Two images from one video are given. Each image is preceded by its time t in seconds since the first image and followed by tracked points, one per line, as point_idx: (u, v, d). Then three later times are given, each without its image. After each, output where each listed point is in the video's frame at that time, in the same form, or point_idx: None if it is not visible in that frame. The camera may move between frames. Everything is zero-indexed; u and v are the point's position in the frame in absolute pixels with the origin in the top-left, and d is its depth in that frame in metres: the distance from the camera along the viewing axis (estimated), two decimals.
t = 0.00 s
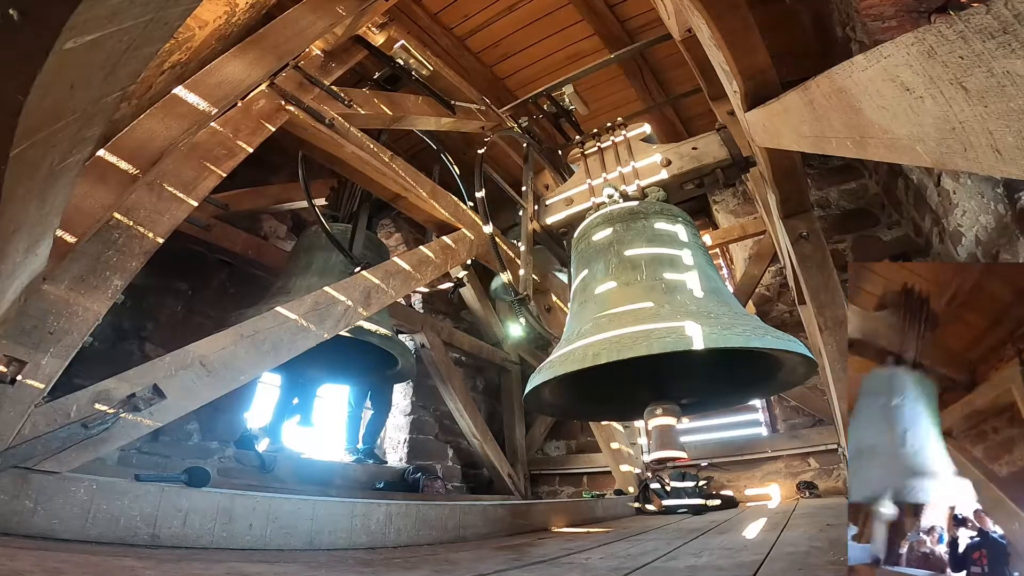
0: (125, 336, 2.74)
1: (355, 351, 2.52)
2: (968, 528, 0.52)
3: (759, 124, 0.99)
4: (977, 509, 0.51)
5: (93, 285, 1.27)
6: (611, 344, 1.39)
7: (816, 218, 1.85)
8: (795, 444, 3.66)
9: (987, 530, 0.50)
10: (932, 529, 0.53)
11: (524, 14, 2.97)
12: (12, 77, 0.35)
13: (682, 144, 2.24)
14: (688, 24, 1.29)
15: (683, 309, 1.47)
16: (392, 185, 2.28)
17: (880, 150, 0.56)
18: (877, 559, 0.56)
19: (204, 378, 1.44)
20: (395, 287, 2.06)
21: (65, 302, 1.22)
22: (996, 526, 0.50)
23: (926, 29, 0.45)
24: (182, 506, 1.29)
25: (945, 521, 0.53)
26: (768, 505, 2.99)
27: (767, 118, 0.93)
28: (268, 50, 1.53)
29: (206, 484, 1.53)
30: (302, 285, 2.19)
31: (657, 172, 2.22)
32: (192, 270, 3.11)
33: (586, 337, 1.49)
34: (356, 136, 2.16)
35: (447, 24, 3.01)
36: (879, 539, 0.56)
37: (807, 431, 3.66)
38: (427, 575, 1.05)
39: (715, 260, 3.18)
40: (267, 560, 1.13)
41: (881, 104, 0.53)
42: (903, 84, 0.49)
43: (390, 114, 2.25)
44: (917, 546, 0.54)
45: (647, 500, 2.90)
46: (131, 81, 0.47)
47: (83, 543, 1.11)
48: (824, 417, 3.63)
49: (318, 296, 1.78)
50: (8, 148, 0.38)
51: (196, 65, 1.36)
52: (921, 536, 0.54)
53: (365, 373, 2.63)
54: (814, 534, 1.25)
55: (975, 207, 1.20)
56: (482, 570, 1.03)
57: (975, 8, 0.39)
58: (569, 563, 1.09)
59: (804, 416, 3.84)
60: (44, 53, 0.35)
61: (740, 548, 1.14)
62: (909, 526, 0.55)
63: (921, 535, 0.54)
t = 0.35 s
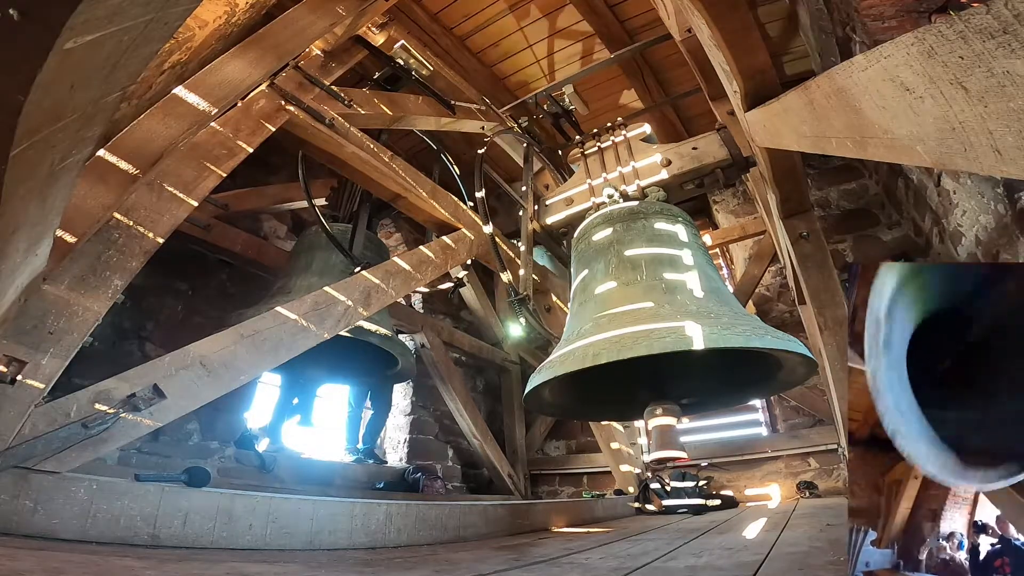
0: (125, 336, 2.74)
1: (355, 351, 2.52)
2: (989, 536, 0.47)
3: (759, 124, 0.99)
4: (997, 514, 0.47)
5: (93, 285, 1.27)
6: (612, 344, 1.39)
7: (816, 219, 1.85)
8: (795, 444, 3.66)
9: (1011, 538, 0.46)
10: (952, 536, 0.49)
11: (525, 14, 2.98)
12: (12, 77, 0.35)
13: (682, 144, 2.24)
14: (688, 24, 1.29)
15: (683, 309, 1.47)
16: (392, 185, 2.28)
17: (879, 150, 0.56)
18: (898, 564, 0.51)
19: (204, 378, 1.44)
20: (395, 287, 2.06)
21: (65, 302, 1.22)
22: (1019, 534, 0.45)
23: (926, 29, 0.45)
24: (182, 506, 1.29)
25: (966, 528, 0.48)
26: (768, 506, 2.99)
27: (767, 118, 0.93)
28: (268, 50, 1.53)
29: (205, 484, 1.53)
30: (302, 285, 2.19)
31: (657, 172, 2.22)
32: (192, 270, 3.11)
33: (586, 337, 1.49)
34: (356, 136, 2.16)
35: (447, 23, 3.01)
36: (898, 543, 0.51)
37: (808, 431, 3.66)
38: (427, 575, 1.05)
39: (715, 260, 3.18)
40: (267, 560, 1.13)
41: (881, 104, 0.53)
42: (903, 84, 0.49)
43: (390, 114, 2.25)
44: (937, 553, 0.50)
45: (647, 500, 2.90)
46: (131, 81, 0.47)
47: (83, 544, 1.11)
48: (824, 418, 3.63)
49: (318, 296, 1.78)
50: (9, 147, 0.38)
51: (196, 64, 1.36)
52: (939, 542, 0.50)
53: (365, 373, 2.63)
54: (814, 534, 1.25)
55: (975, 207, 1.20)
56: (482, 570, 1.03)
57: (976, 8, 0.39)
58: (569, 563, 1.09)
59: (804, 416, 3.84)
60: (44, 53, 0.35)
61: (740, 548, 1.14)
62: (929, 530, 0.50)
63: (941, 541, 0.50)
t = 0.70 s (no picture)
0: (126, 336, 2.74)
1: (355, 351, 2.52)
2: (995, 538, 0.46)
3: (759, 124, 0.99)
4: (1002, 518, 0.45)
5: (93, 285, 1.27)
6: (612, 344, 1.39)
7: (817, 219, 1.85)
8: (795, 444, 3.66)
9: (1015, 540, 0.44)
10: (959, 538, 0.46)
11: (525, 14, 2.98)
12: (11, 77, 0.35)
13: (682, 144, 2.24)
14: (688, 24, 1.29)
15: (683, 309, 1.47)
16: (392, 185, 2.28)
17: (879, 150, 0.56)
18: (905, 567, 0.47)
19: (204, 378, 1.44)
20: (395, 287, 2.06)
21: (65, 302, 1.22)
22: None
23: (926, 29, 0.45)
24: (182, 506, 1.29)
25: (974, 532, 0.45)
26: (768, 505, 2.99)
27: (767, 118, 0.93)
28: (268, 50, 1.53)
29: (205, 484, 1.53)
30: (301, 285, 2.19)
31: (657, 172, 2.23)
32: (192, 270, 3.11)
33: (586, 337, 1.49)
34: (356, 136, 2.16)
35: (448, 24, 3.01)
36: (904, 546, 0.48)
37: (808, 431, 3.66)
38: (427, 575, 1.05)
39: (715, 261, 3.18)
40: (267, 560, 1.13)
41: (881, 103, 0.54)
42: (903, 84, 0.49)
43: (390, 114, 2.25)
44: (944, 555, 0.46)
45: (647, 499, 2.90)
46: (132, 82, 0.47)
47: (83, 544, 1.11)
48: (824, 418, 3.63)
49: (318, 296, 1.78)
50: (9, 147, 0.38)
51: (197, 64, 1.36)
52: (946, 545, 0.46)
53: (365, 373, 2.63)
54: (814, 534, 1.25)
55: (975, 207, 1.20)
56: (482, 570, 1.03)
57: (976, 8, 0.39)
58: (569, 563, 1.09)
59: (804, 416, 3.84)
60: (44, 53, 0.35)
61: (740, 548, 1.14)
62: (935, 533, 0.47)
63: (947, 543, 0.46)
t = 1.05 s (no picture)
0: (125, 336, 2.74)
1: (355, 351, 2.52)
2: (992, 523, 0.48)
3: (760, 124, 0.99)
4: (1000, 503, 0.48)
5: (93, 285, 1.27)
6: (612, 344, 1.39)
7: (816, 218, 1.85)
8: (795, 444, 3.66)
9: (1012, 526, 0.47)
10: (955, 523, 0.50)
11: (525, 14, 2.98)
12: (11, 77, 0.35)
13: (682, 145, 2.24)
14: (688, 24, 1.29)
15: (683, 309, 1.47)
16: (392, 185, 2.28)
17: (879, 150, 0.56)
18: (905, 551, 0.53)
19: (205, 378, 1.44)
20: (395, 287, 2.06)
21: (65, 302, 1.21)
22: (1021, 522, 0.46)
23: (926, 29, 0.45)
24: (182, 506, 1.29)
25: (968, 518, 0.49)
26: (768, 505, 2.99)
27: (767, 118, 0.93)
28: (268, 50, 1.53)
29: (206, 484, 1.53)
30: (302, 285, 2.19)
31: (657, 172, 2.22)
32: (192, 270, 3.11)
33: (586, 337, 1.49)
34: (356, 136, 2.16)
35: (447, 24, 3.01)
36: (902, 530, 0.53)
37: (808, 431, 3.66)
38: (427, 575, 1.05)
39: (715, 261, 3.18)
40: (267, 560, 1.13)
41: (881, 104, 0.54)
42: (903, 85, 0.49)
43: (390, 114, 2.25)
44: (942, 539, 0.51)
45: (647, 500, 2.90)
46: (131, 82, 0.47)
47: (83, 544, 1.11)
48: (824, 418, 3.63)
49: (318, 296, 1.78)
50: (9, 147, 0.38)
51: (197, 64, 1.36)
52: (944, 529, 0.51)
53: (365, 373, 2.63)
54: (814, 534, 1.25)
55: (975, 207, 1.20)
56: (482, 571, 1.03)
57: (975, 9, 0.39)
58: (569, 563, 1.09)
59: (804, 416, 3.84)
60: (45, 54, 0.35)
61: (740, 547, 1.14)
62: (933, 519, 0.52)
63: (945, 528, 0.51)
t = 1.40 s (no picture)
0: (125, 336, 2.74)
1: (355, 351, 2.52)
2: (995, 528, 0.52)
3: (760, 124, 0.99)
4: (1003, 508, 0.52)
5: (93, 285, 1.27)
6: (612, 344, 1.39)
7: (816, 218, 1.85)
8: (795, 444, 3.66)
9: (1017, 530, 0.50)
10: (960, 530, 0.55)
11: (525, 14, 2.98)
12: (11, 78, 0.35)
13: (682, 145, 2.24)
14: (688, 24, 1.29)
15: (684, 309, 1.47)
16: (392, 185, 2.28)
17: (880, 150, 0.56)
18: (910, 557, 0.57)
19: (205, 378, 1.44)
20: (395, 287, 2.06)
21: (65, 302, 1.21)
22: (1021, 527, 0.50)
23: (926, 29, 0.45)
24: (182, 506, 1.29)
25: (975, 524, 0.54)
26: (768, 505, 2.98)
27: (767, 118, 0.93)
28: (268, 50, 1.53)
29: (206, 484, 1.53)
30: (302, 285, 2.19)
31: (657, 172, 2.23)
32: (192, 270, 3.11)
33: (586, 337, 1.49)
34: (356, 136, 2.16)
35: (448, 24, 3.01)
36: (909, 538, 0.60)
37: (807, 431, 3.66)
38: (427, 575, 1.05)
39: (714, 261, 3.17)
40: (266, 560, 1.13)
41: (881, 104, 0.54)
42: (903, 84, 0.49)
43: (390, 114, 2.25)
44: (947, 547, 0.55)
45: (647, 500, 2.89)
46: (132, 82, 0.47)
47: (82, 544, 1.11)
48: (824, 417, 3.62)
49: (318, 296, 1.78)
50: (8, 147, 0.38)
51: (196, 64, 1.36)
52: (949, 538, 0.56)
53: (365, 373, 2.63)
54: (814, 534, 1.25)
55: (975, 207, 1.20)
56: (482, 571, 1.03)
57: (975, 8, 0.39)
58: (569, 563, 1.09)
59: (804, 416, 3.83)
60: (45, 53, 0.35)
61: (740, 547, 1.14)
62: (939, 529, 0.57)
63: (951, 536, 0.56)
